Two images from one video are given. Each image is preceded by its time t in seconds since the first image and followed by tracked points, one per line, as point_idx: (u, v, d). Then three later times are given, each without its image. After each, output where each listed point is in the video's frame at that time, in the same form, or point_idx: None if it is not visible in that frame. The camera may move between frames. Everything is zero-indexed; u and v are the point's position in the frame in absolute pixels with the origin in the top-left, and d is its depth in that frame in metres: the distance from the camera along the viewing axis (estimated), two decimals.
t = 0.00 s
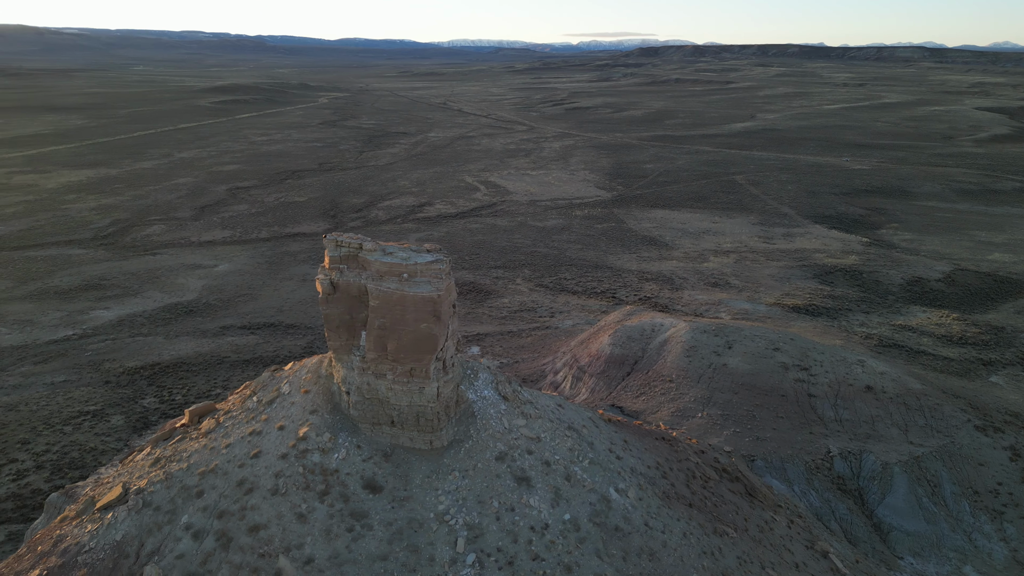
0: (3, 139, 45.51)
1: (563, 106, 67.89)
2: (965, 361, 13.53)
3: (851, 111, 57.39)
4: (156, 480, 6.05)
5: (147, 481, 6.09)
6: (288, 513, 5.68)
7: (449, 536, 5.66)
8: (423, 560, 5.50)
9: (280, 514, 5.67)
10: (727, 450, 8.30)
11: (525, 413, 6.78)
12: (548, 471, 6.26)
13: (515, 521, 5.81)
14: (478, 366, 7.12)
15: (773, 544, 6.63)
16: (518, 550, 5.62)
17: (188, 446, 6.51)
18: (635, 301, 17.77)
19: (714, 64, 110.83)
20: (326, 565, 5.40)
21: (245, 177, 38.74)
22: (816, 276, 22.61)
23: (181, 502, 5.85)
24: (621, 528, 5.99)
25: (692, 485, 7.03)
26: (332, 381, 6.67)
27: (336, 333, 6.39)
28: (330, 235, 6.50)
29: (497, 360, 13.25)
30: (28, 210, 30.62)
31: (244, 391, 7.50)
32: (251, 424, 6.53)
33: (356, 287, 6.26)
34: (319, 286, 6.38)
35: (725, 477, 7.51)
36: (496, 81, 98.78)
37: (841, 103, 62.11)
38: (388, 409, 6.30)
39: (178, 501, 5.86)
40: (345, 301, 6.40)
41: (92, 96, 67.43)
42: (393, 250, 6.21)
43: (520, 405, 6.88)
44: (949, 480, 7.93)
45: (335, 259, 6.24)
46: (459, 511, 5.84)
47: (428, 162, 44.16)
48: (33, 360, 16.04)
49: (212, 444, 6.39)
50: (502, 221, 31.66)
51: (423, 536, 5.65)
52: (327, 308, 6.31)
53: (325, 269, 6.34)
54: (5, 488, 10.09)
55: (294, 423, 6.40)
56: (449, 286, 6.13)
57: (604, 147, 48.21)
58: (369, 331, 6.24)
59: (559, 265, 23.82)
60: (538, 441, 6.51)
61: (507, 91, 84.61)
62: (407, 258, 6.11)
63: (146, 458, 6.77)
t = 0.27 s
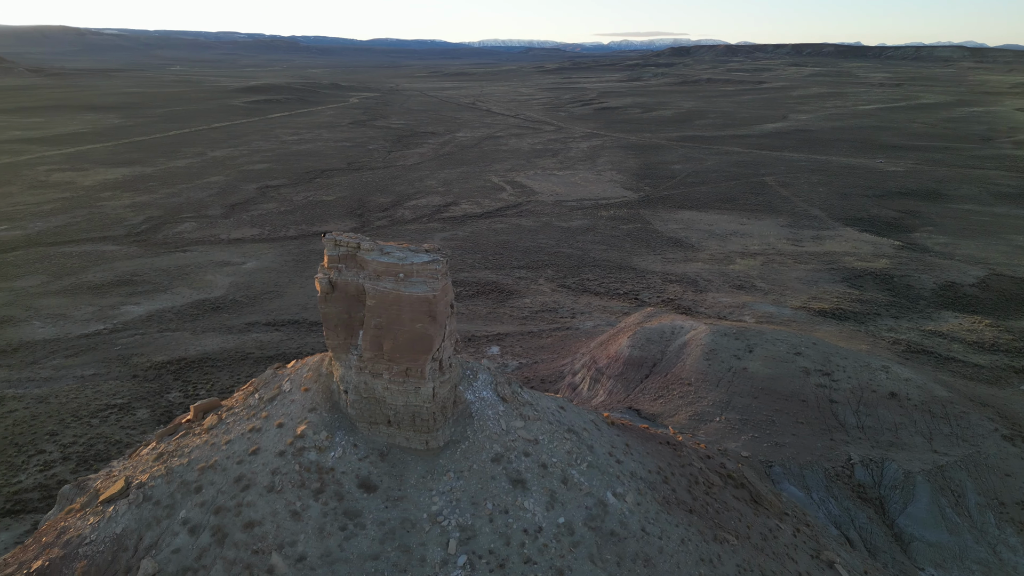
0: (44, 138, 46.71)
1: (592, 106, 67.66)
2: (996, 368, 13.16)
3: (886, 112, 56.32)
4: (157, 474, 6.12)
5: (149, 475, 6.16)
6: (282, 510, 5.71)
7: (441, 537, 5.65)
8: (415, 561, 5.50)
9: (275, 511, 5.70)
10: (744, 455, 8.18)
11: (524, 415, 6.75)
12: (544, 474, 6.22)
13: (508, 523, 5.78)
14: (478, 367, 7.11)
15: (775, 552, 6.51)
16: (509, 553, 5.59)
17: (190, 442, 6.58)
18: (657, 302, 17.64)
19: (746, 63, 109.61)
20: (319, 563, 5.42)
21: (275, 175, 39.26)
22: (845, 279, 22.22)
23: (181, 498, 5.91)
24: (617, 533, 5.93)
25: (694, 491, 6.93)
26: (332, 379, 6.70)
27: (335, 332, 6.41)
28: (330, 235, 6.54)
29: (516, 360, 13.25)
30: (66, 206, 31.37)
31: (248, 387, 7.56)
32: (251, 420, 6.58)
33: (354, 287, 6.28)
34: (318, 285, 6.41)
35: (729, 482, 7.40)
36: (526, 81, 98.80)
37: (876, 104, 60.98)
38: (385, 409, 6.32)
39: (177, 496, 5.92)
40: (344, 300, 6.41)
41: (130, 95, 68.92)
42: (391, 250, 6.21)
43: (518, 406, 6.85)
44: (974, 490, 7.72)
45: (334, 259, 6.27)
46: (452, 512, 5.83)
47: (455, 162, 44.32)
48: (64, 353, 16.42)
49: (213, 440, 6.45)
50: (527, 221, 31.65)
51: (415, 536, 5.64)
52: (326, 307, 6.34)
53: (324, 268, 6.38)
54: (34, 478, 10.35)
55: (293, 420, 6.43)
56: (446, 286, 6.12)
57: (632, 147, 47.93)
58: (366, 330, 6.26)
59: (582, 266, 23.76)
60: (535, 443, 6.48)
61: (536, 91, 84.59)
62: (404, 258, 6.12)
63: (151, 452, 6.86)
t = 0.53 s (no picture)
0: (82, 136, 47.82)
1: (621, 106, 67.31)
2: None
3: (923, 113, 55.13)
4: (159, 470, 6.20)
5: (152, 470, 6.24)
6: (277, 507, 5.73)
7: (434, 538, 5.63)
8: (406, 561, 5.49)
9: (270, 508, 5.73)
10: (762, 461, 8.06)
11: (522, 417, 6.73)
12: (540, 477, 6.19)
13: (502, 525, 5.75)
14: (478, 369, 7.12)
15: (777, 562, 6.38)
16: (502, 555, 5.56)
17: (193, 438, 6.68)
18: (681, 304, 17.49)
19: (780, 63, 108.14)
20: (311, 561, 5.43)
21: (304, 174, 39.70)
22: (875, 283, 21.79)
23: (181, 493, 5.97)
24: (613, 538, 5.87)
25: (696, 497, 6.85)
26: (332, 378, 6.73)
27: (334, 331, 6.47)
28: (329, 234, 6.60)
29: (536, 360, 13.24)
30: (101, 203, 32.05)
31: (252, 384, 7.64)
32: (252, 418, 6.63)
33: (352, 286, 6.34)
34: (318, 284, 6.47)
35: (734, 488, 7.28)
36: (555, 81, 98.65)
37: (913, 104, 59.73)
38: (382, 408, 6.33)
39: (178, 491, 5.98)
40: (343, 299, 6.48)
41: (166, 95, 70.23)
42: (389, 250, 6.26)
43: (517, 409, 6.83)
44: (1001, 500, 7.50)
45: (332, 258, 6.33)
46: (446, 513, 5.81)
47: (483, 162, 44.40)
48: (95, 347, 16.78)
49: (215, 437, 6.52)
50: (553, 221, 31.59)
51: (407, 536, 5.64)
52: (324, 305, 6.40)
53: (324, 267, 6.44)
54: (61, 468, 10.60)
55: (293, 418, 6.48)
56: (441, 287, 6.15)
57: (661, 148, 47.57)
58: (362, 329, 6.29)
59: (606, 266, 23.65)
60: (533, 446, 6.45)
61: (566, 90, 84.41)
62: (400, 259, 6.16)
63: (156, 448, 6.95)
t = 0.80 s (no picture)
0: (118, 135, 48.82)
1: (650, 106, 66.90)
2: None
3: (961, 113, 53.89)
4: (160, 464, 6.27)
5: (153, 465, 6.32)
6: (272, 504, 5.77)
7: (426, 539, 5.64)
8: (397, 561, 5.49)
9: (265, 505, 5.77)
10: (779, 466, 7.92)
11: (519, 420, 6.71)
12: (536, 479, 6.17)
13: (494, 528, 5.75)
14: (476, 369, 7.10)
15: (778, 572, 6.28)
16: (493, 558, 5.56)
17: (195, 434, 6.75)
18: (704, 306, 17.31)
19: (813, 63, 106.55)
20: (303, 559, 5.47)
21: (332, 173, 40.08)
22: (904, 287, 21.36)
23: (180, 487, 6.05)
24: (607, 542, 5.82)
25: (696, 502, 6.76)
26: (331, 376, 6.74)
27: (331, 330, 6.49)
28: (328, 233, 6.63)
29: (554, 361, 13.23)
30: (134, 201, 32.69)
31: (255, 381, 7.69)
32: (252, 415, 6.69)
33: (349, 286, 6.35)
34: (316, 284, 6.50)
35: (738, 495, 7.17)
36: (584, 80, 98.37)
37: (950, 105, 58.44)
38: (378, 408, 6.34)
39: (176, 486, 6.05)
40: (340, 299, 6.51)
41: (200, 95, 71.44)
42: (386, 250, 6.29)
43: (515, 410, 6.81)
44: None
45: (330, 257, 6.36)
46: (438, 514, 5.81)
47: (509, 162, 44.42)
48: (123, 342, 17.10)
49: (216, 433, 6.59)
50: (577, 221, 31.49)
51: (400, 537, 5.64)
52: (322, 304, 6.44)
53: (322, 266, 6.47)
54: (86, 460, 10.82)
55: (291, 416, 6.52)
56: (437, 287, 6.16)
57: (689, 148, 47.18)
58: (359, 328, 6.31)
59: (629, 267, 23.53)
60: (529, 448, 6.43)
61: (594, 90, 84.12)
62: (397, 259, 6.17)
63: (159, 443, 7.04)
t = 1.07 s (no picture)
0: (152, 134, 49.74)
1: (679, 106, 66.37)
2: None
3: (1000, 114, 52.57)
4: (161, 460, 6.36)
5: (155, 461, 6.42)
6: (267, 502, 5.82)
7: (417, 539, 5.65)
8: (387, 561, 5.51)
9: (260, 502, 5.82)
10: (796, 473, 7.79)
11: (518, 420, 6.67)
12: (531, 482, 6.14)
13: (487, 530, 5.75)
14: (476, 369, 7.08)
15: None
16: (484, 560, 5.55)
17: (198, 430, 6.83)
18: (727, 309, 17.13)
19: (847, 62, 104.72)
20: (295, 556, 5.52)
21: (359, 173, 40.41)
22: (935, 292, 20.89)
23: (179, 483, 6.12)
24: (601, 547, 5.77)
25: (697, 508, 6.68)
26: (330, 374, 6.76)
27: (329, 329, 6.51)
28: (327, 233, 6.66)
29: (573, 362, 13.19)
30: (166, 198, 33.27)
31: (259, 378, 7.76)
32: (253, 413, 6.75)
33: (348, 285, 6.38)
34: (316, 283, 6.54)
35: (741, 501, 7.06)
36: (613, 81, 97.93)
37: (989, 106, 57.04)
38: (374, 407, 6.35)
39: (176, 482, 6.12)
40: (339, 297, 6.53)
41: (233, 94, 72.52)
42: (383, 250, 6.31)
43: (514, 411, 6.77)
44: None
45: (329, 256, 6.39)
46: (431, 515, 5.83)
47: (535, 161, 44.39)
48: (151, 337, 17.42)
49: (217, 430, 6.65)
50: (602, 222, 31.35)
51: (391, 537, 5.66)
52: (320, 303, 6.47)
53: (321, 266, 6.51)
54: (110, 452, 11.04)
55: (290, 414, 6.56)
56: (433, 287, 6.18)
57: (717, 149, 46.71)
58: (355, 327, 6.32)
59: (653, 269, 23.37)
60: (526, 450, 6.40)
61: (623, 90, 83.69)
62: (393, 258, 6.19)
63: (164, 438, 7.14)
